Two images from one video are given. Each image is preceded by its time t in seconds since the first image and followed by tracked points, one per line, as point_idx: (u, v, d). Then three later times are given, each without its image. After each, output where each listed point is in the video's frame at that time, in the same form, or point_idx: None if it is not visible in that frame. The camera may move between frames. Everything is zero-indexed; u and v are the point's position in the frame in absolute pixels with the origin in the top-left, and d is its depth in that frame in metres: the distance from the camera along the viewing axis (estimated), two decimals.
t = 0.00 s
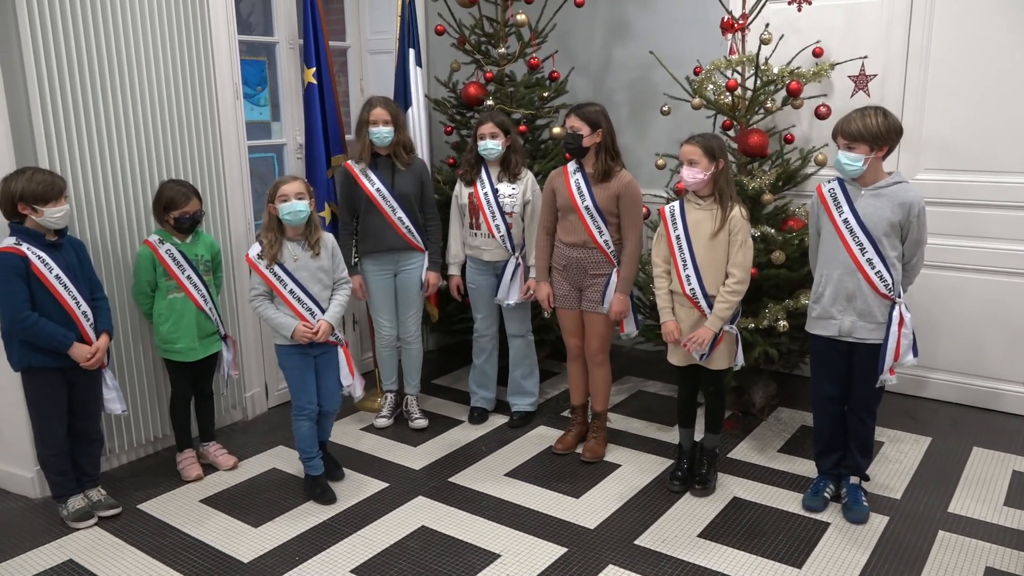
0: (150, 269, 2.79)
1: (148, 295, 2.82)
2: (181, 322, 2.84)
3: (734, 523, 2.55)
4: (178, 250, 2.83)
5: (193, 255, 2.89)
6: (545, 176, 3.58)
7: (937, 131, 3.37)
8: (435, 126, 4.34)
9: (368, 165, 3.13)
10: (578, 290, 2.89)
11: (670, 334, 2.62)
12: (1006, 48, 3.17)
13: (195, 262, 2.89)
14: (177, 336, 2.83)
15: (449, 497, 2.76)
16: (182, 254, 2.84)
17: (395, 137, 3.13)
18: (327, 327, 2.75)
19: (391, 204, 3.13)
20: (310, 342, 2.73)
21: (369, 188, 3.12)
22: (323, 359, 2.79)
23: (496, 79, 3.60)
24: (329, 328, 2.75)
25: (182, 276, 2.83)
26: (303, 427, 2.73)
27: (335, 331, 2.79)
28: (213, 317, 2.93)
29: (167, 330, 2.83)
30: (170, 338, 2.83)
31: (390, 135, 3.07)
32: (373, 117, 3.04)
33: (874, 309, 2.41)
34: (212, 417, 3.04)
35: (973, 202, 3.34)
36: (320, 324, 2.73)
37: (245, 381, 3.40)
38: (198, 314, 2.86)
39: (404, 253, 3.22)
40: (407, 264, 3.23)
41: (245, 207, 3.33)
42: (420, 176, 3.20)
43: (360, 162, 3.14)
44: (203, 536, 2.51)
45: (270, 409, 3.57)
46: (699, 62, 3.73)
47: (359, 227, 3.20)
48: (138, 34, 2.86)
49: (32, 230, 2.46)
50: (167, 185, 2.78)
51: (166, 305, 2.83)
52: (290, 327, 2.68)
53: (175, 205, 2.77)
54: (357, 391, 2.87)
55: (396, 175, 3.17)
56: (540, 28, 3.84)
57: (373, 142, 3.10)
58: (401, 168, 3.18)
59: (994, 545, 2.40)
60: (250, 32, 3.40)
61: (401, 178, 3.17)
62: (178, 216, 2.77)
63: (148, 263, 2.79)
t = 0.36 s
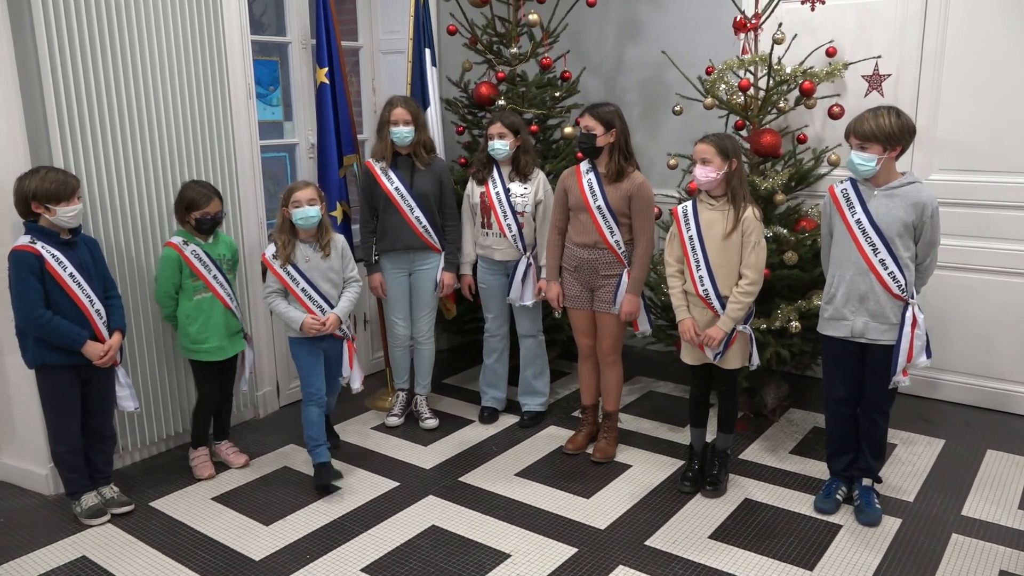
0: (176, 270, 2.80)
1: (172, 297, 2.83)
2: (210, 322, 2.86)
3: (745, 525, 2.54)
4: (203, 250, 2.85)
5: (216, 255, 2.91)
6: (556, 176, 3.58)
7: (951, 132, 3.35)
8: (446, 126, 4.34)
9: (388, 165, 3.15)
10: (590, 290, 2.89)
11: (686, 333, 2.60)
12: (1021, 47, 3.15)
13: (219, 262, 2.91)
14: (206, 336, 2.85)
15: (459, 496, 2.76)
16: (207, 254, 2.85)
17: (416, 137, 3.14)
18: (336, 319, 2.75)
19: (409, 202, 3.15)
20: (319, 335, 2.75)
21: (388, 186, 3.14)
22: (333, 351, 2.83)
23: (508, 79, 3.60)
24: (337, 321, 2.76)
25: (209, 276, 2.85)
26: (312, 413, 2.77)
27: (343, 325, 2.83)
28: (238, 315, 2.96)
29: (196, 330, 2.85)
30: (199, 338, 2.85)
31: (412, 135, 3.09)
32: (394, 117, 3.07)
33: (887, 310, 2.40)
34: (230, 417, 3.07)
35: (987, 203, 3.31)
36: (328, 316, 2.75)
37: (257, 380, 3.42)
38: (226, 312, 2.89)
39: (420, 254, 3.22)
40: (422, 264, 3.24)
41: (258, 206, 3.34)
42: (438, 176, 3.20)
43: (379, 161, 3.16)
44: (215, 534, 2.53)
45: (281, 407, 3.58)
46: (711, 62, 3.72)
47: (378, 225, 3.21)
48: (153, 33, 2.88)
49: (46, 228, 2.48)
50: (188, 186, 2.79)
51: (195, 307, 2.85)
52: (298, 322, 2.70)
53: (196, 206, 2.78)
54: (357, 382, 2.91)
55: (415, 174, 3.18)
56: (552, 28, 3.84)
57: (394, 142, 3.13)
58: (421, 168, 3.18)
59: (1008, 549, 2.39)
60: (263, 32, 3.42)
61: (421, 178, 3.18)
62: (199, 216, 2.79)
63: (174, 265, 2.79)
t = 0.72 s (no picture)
0: (211, 282, 2.72)
1: (206, 309, 2.76)
2: (245, 333, 2.79)
3: (757, 526, 2.53)
4: (238, 261, 2.78)
5: (250, 265, 2.85)
6: (568, 176, 3.58)
7: (967, 132, 3.32)
8: (458, 125, 4.35)
9: (401, 164, 3.16)
10: (603, 290, 2.88)
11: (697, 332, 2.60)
12: None
13: (252, 272, 2.85)
14: (243, 347, 2.77)
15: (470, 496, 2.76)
16: (242, 265, 2.79)
17: (425, 136, 3.14)
18: (347, 302, 3.03)
19: (420, 201, 3.15)
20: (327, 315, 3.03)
21: (401, 185, 3.15)
22: (337, 330, 3.11)
23: (520, 79, 3.60)
24: (348, 303, 3.04)
25: (245, 287, 2.79)
26: (314, 388, 3.08)
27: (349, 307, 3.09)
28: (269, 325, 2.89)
29: (231, 342, 2.76)
30: (233, 350, 2.76)
31: (418, 135, 3.09)
32: (402, 118, 3.07)
33: (901, 311, 2.38)
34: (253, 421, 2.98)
35: (1003, 204, 3.29)
36: (340, 299, 3.02)
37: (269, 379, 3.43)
38: (260, 323, 2.83)
39: (431, 253, 3.23)
40: (434, 263, 3.24)
41: (270, 205, 3.36)
42: (451, 176, 3.19)
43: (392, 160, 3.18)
44: (227, 532, 2.54)
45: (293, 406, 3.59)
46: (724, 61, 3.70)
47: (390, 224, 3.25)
48: (167, 31, 2.89)
49: (63, 227, 2.50)
50: (218, 195, 2.75)
51: (230, 319, 2.78)
52: (312, 302, 2.96)
53: (228, 215, 2.73)
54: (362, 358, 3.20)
55: (428, 173, 3.18)
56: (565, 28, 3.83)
57: (404, 141, 3.14)
58: (433, 168, 3.19)
59: None
60: (276, 32, 3.43)
61: (433, 177, 3.18)
62: (232, 225, 2.74)
63: (209, 276, 2.72)
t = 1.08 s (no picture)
0: (246, 281, 2.47)
1: (243, 311, 2.50)
2: (285, 336, 2.52)
3: (768, 527, 2.52)
4: (276, 259, 2.52)
5: (288, 263, 2.58)
6: (579, 175, 3.57)
7: (982, 132, 3.29)
8: (469, 125, 4.35)
9: (410, 164, 3.17)
10: (614, 290, 2.88)
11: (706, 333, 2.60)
12: None
13: (290, 272, 2.58)
14: (281, 353, 2.51)
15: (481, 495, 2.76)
16: (279, 263, 2.53)
17: (434, 136, 3.14)
18: (346, 300, 3.03)
19: (429, 201, 3.16)
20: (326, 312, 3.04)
21: (410, 186, 3.16)
22: (337, 328, 3.12)
23: (532, 79, 3.60)
24: (347, 302, 3.03)
25: (283, 287, 2.52)
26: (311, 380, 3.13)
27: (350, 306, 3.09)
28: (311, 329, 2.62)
29: (270, 347, 2.51)
30: (273, 355, 2.51)
31: (426, 135, 3.09)
32: (411, 117, 3.08)
33: (914, 312, 2.36)
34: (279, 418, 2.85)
35: (1019, 204, 3.26)
36: (339, 297, 3.02)
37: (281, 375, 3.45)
38: (299, 327, 2.56)
39: (440, 253, 3.23)
40: (443, 264, 3.25)
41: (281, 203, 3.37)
42: (459, 175, 3.19)
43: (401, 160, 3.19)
44: (239, 530, 2.55)
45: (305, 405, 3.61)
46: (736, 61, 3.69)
47: (399, 223, 3.25)
48: (180, 31, 2.91)
49: (78, 227, 2.52)
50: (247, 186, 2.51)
51: (269, 322, 2.52)
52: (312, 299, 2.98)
53: (260, 205, 2.49)
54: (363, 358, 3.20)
55: (437, 174, 3.19)
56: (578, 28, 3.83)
57: (412, 141, 3.14)
58: (442, 168, 3.18)
59: None
60: (289, 32, 3.45)
61: (441, 178, 3.18)
62: (266, 215, 2.50)
63: (245, 275, 2.46)
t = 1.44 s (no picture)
0: (273, 282, 2.47)
1: (270, 311, 2.51)
2: (311, 339, 2.51)
3: (778, 529, 2.51)
4: (303, 260, 2.51)
5: (316, 265, 2.58)
6: (590, 175, 3.57)
7: (996, 132, 3.27)
8: (480, 125, 4.35)
9: (418, 164, 3.17)
10: (625, 290, 2.87)
11: (716, 335, 2.60)
12: None
13: (319, 273, 2.58)
14: (305, 355, 2.51)
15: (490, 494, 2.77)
16: (306, 264, 2.52)
17: (442, 136, 3.14)
18: (355, 297, 3.03)
19: (436, 201, 3.16)
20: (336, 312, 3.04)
21: (417, 186, 3.16)
22: (347, 327, 3.11)
23: (543, 78, 3.60)
24: (356, 300, 3.03)
25: (309, 289, 2.52)
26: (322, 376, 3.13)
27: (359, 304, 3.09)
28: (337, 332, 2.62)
29: (295, 348, 2.51)
30: (298, 356, 2.51)
31: (435, 135, 3.10)
32: (419, 117, 3.08)
33: (927, 313, 2.35)
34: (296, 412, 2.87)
35: None
36: (347, 295, 3.02)
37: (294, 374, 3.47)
38: (325, 329, 2.55)
39: (448, 253, 3.23)
40: (451, 264, 3.25)
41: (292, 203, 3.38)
42: (467, 175, 3.19)
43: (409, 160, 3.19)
44: (249, 528, 2.56)
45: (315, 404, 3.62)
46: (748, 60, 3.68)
47: (405, 224, 3.26)
48: (193, 31, 2.92)
49: (91, 226, 2.53)
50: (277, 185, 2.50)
51: (295, 323, 2.51)
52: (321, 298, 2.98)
53: (288, 203, 2.49)
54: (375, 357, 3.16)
55: (444, 174, 3.19)
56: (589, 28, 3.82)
57: (420, 141, 3.15)
58: (450, 167, 3.19)
59: None
60: (300, 32, 3.46)
61: (449, 178, 3.18)
62: (295, 214, 2.49)
63: (272, 276, 2.46)
